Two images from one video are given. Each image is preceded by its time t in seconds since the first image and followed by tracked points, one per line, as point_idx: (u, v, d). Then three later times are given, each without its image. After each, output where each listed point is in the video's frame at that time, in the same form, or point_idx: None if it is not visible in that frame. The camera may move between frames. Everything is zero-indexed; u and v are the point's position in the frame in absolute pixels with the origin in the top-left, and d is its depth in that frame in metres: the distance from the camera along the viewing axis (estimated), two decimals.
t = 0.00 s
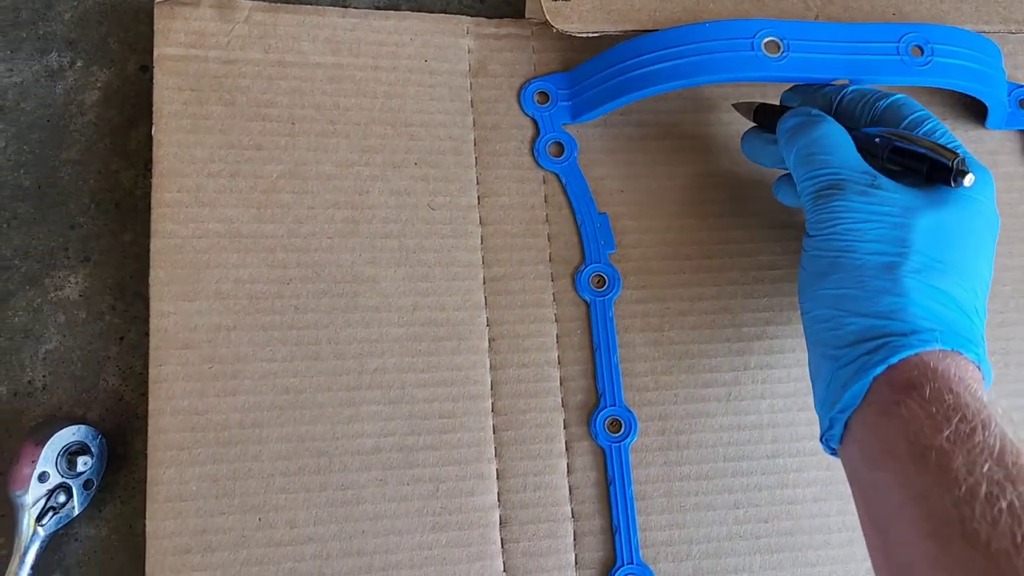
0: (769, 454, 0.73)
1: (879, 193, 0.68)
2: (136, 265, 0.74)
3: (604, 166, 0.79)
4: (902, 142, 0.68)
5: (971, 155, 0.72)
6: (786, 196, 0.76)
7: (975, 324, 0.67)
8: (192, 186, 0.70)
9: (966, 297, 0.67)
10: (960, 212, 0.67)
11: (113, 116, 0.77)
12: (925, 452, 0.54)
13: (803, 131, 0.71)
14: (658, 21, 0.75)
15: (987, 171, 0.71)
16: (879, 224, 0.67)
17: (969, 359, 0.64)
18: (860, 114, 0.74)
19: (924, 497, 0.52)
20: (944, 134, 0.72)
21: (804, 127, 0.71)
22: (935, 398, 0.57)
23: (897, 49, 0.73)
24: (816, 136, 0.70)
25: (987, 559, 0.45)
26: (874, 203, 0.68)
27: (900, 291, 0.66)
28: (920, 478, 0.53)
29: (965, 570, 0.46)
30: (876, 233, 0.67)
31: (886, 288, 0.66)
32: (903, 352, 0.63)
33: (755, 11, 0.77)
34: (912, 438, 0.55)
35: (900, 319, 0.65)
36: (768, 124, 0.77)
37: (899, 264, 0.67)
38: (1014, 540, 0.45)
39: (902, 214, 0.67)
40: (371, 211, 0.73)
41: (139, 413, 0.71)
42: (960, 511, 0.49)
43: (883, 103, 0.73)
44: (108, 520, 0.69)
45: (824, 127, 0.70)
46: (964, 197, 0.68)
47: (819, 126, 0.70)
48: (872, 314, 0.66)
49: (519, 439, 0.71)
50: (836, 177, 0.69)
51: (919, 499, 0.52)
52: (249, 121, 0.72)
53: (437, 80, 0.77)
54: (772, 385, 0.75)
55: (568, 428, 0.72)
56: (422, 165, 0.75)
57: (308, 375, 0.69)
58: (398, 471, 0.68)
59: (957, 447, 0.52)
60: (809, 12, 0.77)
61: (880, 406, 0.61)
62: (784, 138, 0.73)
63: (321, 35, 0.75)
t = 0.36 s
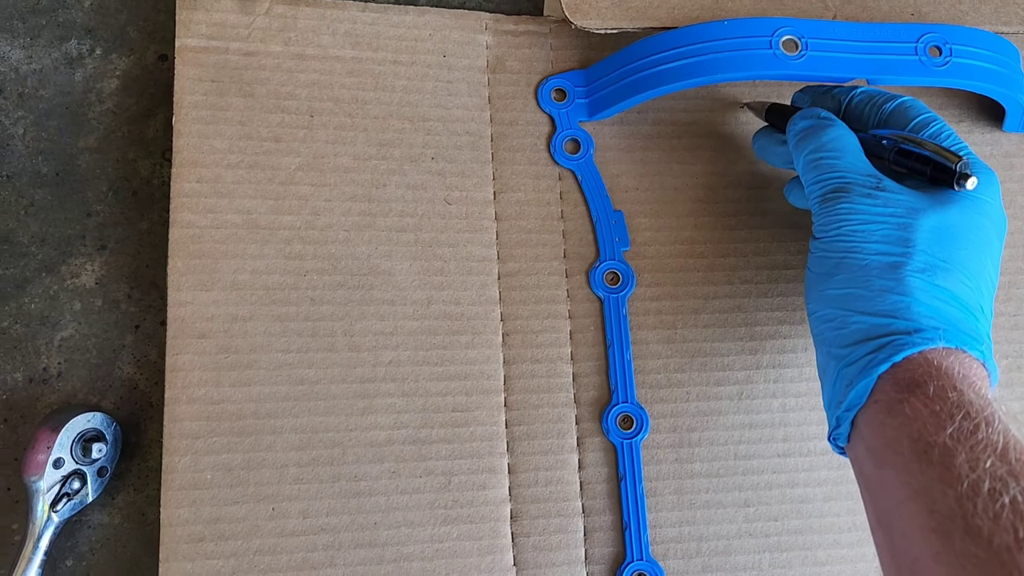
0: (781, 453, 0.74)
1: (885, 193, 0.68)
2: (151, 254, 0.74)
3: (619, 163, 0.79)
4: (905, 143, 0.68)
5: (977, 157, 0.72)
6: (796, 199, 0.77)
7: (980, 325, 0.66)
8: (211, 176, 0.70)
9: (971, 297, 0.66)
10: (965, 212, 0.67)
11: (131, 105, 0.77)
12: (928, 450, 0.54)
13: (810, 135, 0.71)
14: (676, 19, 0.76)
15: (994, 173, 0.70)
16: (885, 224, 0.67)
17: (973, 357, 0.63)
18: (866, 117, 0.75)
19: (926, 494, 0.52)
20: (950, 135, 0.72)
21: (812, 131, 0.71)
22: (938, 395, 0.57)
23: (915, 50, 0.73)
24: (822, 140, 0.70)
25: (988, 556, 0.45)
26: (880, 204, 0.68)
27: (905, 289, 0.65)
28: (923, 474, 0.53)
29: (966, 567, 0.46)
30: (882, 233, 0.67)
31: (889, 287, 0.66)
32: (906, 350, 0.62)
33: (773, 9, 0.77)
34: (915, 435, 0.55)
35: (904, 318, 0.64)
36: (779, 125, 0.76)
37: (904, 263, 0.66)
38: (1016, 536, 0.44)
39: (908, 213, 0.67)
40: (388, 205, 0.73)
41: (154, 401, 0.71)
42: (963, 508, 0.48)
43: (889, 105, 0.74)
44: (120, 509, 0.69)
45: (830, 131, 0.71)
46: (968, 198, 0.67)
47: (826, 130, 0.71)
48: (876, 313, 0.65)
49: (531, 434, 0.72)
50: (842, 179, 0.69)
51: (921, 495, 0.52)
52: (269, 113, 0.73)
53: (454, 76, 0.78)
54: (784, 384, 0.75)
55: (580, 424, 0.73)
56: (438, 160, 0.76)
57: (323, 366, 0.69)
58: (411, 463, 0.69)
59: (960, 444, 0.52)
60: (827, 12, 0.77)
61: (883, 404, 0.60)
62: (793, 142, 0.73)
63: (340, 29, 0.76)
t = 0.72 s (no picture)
0: (792, 458, 0.74)
1: (919, 213, 0.68)
2: (169, 246, 0.75)
3: (636, 164, 0.79)
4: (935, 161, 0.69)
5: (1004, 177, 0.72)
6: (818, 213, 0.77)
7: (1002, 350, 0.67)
8: (230, 168, 0.70)
9: (995, 323, 0.67)
10: (995, 237, 0.67)
11: (152, 96, 0.77)
12: (952, 478, 0.54)
13: (841, 147, 0.71)
14: (697, 23, 0.76)
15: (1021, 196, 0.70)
16: (916, 246, 0.67)
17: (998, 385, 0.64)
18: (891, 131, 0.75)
19: (950, 524, 0.52)
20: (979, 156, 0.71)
21: (847, 142, 0.71)
22: (966, 423, 0.57)
23: (937, 58, 0.73)
24: (856, 153, 0.70)
25: None
26: (913, 224, 0.68)
27: (936, 315, 0.65)
28: (947, 503, 0.53)
29: None
30: (914, 255, 0.67)
31: (919, 310, 0.66)
32: (934, 379, 0.62)
33: (794, 14, 0.77)
34: (940, 463, 0.55)
35: (931, 345, 0.64)
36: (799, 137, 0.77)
37: (936, 287, 0.66)
38: None
39: (939, 236, 0.67)
40: (405, 201, 0.74)
41: (169, 392, 0.72)
42: (992, 540, 0.49)
43: (921, 123, 0.73)
44: (133, 498, 0.70)
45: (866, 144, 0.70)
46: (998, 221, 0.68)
47: (862, 142, 0.70)
48: (905, 338, 0.66)
49: (543, 433, 0.72)
50: (874, 195, 0.69)
51: (945, 525, 0.53)
52: (289, 107, 0.73)
53: (474, 74, 0.78)
54: (797, 390, 0.75)
55: (592, 424, 0.73)
56: (456, 157, 0.76)
57: (338, 360, 0.69)
58: (424, 459, 0.69)
59: (986, 473, 0.53)
60: (848, 18, 0.77)
61: (907, 430, 0.60)
62: (826, 153, 0.73)
63: (361, 25, 0.76)
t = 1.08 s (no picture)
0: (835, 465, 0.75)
1: (712, 225, 0.65)
2: (230, 239, 0.77)
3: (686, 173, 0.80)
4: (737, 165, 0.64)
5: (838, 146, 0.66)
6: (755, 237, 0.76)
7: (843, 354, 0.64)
8: (295, 163, 0.72)
9: (827, 324, 0.63)
10: (804, 231, 0.62)
11: (217, 93, 0.79)
12: (776, 520, 0.51)
13: (655, 157, 0.71)
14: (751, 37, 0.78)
15: (850, 167, 0.64)
16: (714, 256, 0.64)
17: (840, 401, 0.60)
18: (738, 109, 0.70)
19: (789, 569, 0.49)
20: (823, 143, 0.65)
21: (654, 153, 0.71)
22: (773, 457, 0.53)
23: (987, 77, 0.74)
24: (665, 163, 0.69)
25: None
26: (706, 235, 0.65)
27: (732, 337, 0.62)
28: (778, 549, 0.50)
29: None
30: (710, 271, 0.64)
31: (716, 333, 0.63)
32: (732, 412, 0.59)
33: (846, 30, 0.79)
34: (764, 505, 0.52)
35: (734, 369, 0.61)
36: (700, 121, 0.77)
37: (732, 304, 0.63)
38: None
39: (725, 244, 0.64)
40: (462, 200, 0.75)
41: (230, 380, 0.74)
42: None
43: (758, 93, 0.69)
44: (192, 483, 0.72)
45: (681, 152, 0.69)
46: (807, 210, 0.62)
47: (665, 150, 0.70)
48: (712, 365, 0.62)
49: (591, 431, 0.73)
50: (674, 208, 0.68)
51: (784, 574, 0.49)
52: (352, 106, 0.75)
53: (531, 78, 0.79)
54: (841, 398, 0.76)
55: (640, 425, 0.74)
56: (512, 159, 0.77)
57: (396, 355, 0.71)
58: (476, 453, 0.71)
59: (802, 512, 0.49)
60: (898, 36, 0.79)
61: (725, 469, 0.58)
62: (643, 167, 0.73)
63: (422, 28, 0.78)
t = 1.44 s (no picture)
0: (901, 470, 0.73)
1: (797, 175, 0.66)
2: (301, 224, 0.77)
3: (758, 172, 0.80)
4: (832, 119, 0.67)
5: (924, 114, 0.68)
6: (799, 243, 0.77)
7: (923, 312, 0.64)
8: (372, 149, 0.72)
9: (910, 280, 0.63)
10: (893, 186, 0.63)
11: (290, 77, 0.80)
12: (844, 462, 0.51)
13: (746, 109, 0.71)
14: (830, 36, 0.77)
15: (942, 132, 0.66)
16: (799, 206, 0.66)
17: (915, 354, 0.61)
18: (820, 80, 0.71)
19: (850, 509, 0.49)
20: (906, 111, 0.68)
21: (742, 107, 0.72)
22: (844, 401, 0.53)
23: None
24: (757, 116, 0.69)
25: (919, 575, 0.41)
26: (792, 185, 0.66)
27: (814, 282, 0.63)
28: (843, 489, 0.50)
29: None
30: (793, 219, 0.66)
31: (796, 278, 0.64)
32: (809, 353, 0.60)
33: (924, 33, 0.81)
34: (831, 447, 0.52)
35: (811, 314, 0.62)
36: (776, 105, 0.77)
37: (816, 251, 0.64)
38: (943, 550, 0.41)
39: (811, 192, 0.65)
40: (535, 192, 0.75)
41: (299, 365, 0.74)
42: (884, 525, 0.45)
43: (839, 73, 0.70)
44: (259, 466, 0.72)
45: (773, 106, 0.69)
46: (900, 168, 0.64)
47: (753, 104, 0.70)
48: (788, 308, 0.64)
49: (659, 428, 0.73)
50: (762, 157, 0.69)
51: (844, 513, 0.49)
52: (429, 94, 0.75)
53: (605, 72, 0.79)
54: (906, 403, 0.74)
55: (708, 423, 0.74)
56: (585, 153, 0.77)
57: (468, 344, 0.71)
58: (546, 445, 0.70)
59: (872, 456, 0.49)
60: (976, 40, 0.81)
61: (795, 410, 0.59)
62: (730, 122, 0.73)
63: (499, 18, 0.77)
